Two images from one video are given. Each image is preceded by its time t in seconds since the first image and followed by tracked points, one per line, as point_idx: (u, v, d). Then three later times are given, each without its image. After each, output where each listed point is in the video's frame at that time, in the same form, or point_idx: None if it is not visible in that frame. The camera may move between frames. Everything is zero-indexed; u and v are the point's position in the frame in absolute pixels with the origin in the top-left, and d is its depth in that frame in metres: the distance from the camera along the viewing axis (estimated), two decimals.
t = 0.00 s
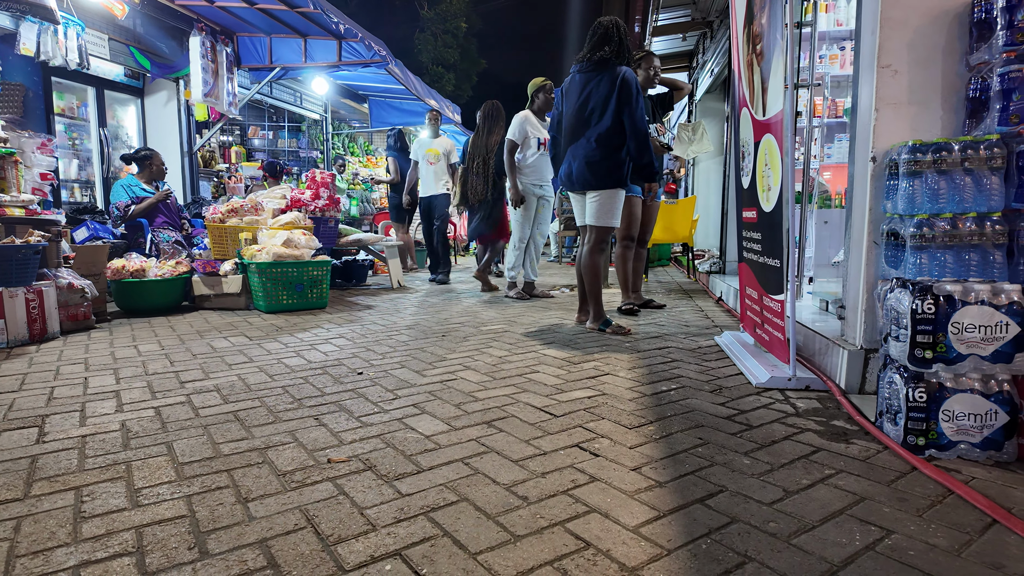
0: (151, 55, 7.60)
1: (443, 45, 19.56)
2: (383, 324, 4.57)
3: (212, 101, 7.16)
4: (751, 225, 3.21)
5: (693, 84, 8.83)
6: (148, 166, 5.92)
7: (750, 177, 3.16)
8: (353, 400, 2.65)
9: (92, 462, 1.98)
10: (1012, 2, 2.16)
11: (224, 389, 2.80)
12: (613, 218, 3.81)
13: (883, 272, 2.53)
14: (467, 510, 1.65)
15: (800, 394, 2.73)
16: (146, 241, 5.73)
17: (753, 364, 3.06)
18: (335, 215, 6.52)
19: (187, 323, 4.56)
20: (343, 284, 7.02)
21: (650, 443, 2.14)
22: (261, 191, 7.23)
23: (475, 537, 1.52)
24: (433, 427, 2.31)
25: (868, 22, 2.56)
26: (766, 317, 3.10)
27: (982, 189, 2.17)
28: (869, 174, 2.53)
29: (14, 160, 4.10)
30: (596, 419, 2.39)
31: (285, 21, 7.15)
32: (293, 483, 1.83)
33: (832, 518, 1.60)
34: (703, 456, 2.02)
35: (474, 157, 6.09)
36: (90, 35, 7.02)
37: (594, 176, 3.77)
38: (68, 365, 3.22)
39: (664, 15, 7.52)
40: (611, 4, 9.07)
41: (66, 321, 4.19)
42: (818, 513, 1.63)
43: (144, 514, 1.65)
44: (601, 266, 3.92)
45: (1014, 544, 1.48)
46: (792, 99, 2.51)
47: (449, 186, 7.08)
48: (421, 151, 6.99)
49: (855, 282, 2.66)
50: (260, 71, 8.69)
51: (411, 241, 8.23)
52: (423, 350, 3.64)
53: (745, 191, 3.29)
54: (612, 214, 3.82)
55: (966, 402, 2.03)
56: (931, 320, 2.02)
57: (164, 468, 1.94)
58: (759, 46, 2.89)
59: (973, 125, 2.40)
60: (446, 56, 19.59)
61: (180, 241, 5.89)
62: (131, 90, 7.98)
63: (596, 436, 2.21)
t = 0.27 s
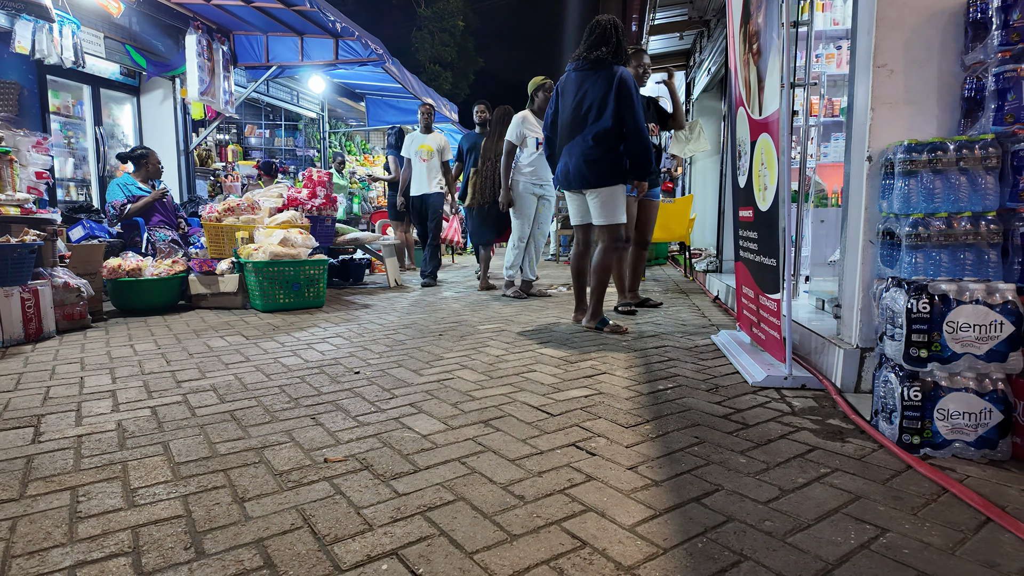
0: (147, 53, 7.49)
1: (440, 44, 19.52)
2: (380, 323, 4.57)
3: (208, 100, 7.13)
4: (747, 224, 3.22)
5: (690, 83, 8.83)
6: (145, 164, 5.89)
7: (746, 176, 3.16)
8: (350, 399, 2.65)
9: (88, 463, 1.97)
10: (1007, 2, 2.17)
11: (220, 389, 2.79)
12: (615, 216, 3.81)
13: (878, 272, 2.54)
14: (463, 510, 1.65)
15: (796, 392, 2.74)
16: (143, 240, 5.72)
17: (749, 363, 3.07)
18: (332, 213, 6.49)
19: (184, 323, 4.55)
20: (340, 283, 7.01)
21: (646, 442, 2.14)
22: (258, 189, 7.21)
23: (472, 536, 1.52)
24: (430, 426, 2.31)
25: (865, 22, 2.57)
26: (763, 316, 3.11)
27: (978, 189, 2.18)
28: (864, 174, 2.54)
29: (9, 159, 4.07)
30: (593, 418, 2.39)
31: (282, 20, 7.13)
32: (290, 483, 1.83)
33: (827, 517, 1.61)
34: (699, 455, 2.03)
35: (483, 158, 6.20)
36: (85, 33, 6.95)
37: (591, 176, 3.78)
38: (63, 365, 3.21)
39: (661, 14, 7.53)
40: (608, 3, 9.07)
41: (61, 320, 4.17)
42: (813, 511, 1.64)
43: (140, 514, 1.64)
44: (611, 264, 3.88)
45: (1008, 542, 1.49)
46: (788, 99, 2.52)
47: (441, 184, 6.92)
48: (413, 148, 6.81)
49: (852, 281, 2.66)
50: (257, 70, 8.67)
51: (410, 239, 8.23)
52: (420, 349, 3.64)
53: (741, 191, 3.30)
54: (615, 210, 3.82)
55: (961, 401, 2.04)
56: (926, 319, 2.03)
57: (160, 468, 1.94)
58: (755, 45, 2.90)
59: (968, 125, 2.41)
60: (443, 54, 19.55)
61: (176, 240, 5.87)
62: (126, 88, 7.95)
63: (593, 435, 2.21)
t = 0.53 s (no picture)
0: (141, 52, 7.54)
1: (437, 43, 19.50)
2: (377, 322, 4.56)
3: (204, 99, 7.10)
4: (744, 223, 3.23)
5: (687, 83, 8.85)
6: (140, 163, 5.87)
7: (743, 176, 3.17)
8: (347, 399, 2.65)
9: (83, 463, 1.97)
10: (1003, 3, 2.18)
11: (217, 389, 2.79)
12: (610, 217, 3.84)
13: (874, 271, 2.55)
14: (461, 510, 1.66)
15: (792, 392, 2.75)
16: (139, 239, 5.70)
17: (746, 362, 3.08)
18: (329, 213, 6.47)
19: (180, 322, 4.53)
20: (337, 282, 7.01)
21: (643, 442, 2.15)
22: (254, 189, 7.19)
23: (469, 536, 1.53)
24: (427, 426, 2.31)
25: (861, 22, 2.58)
26: (759, 315, 3.12)
27: (973, 189, 2.20)
28: (861, 174, 2.55)
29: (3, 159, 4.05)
30: (590, 418, 2.39)
31: (278, 19, 7.11)
32: (286, 483, 1.83)
33: (823, 516, 1.62)
34: (695, 454, 2.03)
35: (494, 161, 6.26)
36: (80, 32, 6.83)
37: (590, 173, 3.78)
38: (59, 365, 3.20)
39: (658, 14, 7.53)
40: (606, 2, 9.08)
41: (57, 320, 4.15)
42: (809, 511, 1.64)
43: (136, 515, 1.64)
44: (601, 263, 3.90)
45: (1003, 541, 1.50)
46: (785, 99, 2.53)
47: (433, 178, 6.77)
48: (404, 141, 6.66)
49: (848, 281, 2.67)
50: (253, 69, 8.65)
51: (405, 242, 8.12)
52: (418, 349, 3.64)
53: (738, 191, 3.30)
54: (610, 212, 3.84)
55: (956, 400, 2.04)
56: (922, 319, 2.04)
57: (157, 469, 1.94)
58: (752, 45, 2.90)
59: (963, 125, 2.42)
60: (439, 53, 19.53)
61: (172, 240, 5.86)
62: (122, 87, 7.92)
63: (590, 435, 2.21)
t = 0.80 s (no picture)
0: (138, 51, 7.65)
1: (433, 42, 19.49)
2: (374, 322, 4.56)
3: (200, 98, 7.09)
4: (740, 222, 3.24)
5: (684, 83, 8.86)
6: (136, 162, 5.86)
7: (740, 175, 3.17)
8: (344, 399, 2.64)
9: (78, 463, 1.96)
10: (998, 2, 2.19)
11: (213, 388, 2.78)
12: (607, 217, 3.84)
13: (870, 270, 2.56)
14: (458, 509, 1.65)
15: (789, 390, 2.76)
16: (135, 238, 5.69)
17: (743, 361, 3.08)
18: (325, 212, 6.48)
19: (175, 322, 4.52)
20: (333, 282, 7.00)
21: (640, 441, 2.15)
22: (250, 188, 7.17)
23: (466, 535, 1.52)
24: (424, 425, 2.31)
25: (857, 22, 2.58)
26: (756, 314, 3.12)
27: (968, 188, 2.21)
28: (857, 173, 2.56)
29: None
30: (587, 417, 2.39)
31: (275, 18, 7.10)
32: (283, 483, 1.83)
33: (820, 514, 1.62)
34: (692, 453, 2.04)
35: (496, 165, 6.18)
36: (74, 30, 6.78)
37: (588, 168, 3.77)
38: (54, 365, 3.19)
39: (655, 13, 7.55)
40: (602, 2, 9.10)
41: (52, 320, 4.13)
42: (806, 509, 1.65)
43: (132, 515, 1.63)
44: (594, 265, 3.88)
45: (998, 539, 1.50)
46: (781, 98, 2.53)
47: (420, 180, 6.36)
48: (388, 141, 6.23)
49: (844, 280, 2.68)
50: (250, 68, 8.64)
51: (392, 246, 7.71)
52: (414, 348, 3.63)
53: (735, 190, 3.31)
54: (606, 213, 3.85)
55: (952, 399, 2.05)
56: (918, 317, 2.04)
57: (152, 468, 1.93)
58: (749, 44, 2.91)
59: (959, 125, 2.43)
60: (436, 53, 19.54)
61: (168, 239, 5.85)
62: (117, 86, 7.89)
63: (587, 434, 2.21)
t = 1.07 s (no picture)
0: (133, 49, 7.55)
1: (430, 42, 19.48)
2: (370, 322, 4.55)
3: (196, 97, 7.06)
4: (736, 223, 3.24)
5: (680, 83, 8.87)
6: (131, 162, 5.84)
7: (735, 175, 3.18)
8: (340, 399, 2.64)
9: (73, 465, 1.95)
10: (993, 3, 2.19)
11: (208, 389, 2.77)
12: (602, 218, 3.85)
13: (865, 270, 2.57)
14: (453, 510, 1.65)
15: (785, 390, 2.76)
16: (130, 238, 5.68)
17: (739, 361, 3.09)
18: (321, 212, 6.48)
19: (171, 322, 4.51)
20: (330, 282, 7.00)
21: (636, 441, 2.15)
22: (247, 187, 7.16)
23: (462, 536, 1.52)
24: (420, 426, 2.31)
25: (852, 23, 2.59)
26: (752, 314, 3.13)
27: (963, 189, 2.22)
28: (852, 173, 2.56)
29: None
30: (583, 417, 2.39)
31: (270, 17, 7.08)
32: (278, 484, 1.82)
33: (815, 515, 1.62)
34: (688, 453, 2.04)
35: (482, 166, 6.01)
36: (69, 29, 6.72)
37: (584, 168, 3.77)
38: (48, 366, 3.17)
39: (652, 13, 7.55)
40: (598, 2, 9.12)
41: (46, 320, 4.12)
42: (801, 509, 1.65)
43: (126, 517, 1.63)
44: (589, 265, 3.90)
45: (992, 538, 1.51)
46: (777, 98, 2.53)
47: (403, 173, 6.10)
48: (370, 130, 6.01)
49: (840, 280, 2.68)
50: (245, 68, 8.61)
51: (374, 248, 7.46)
52: (411, 348, 3.62)
53: (731, 190, 3.31)
54: (601, 213, 3.85)
55: (946, 399, 2.06)
56: (913, 317, 2.05)
57: (147, 470, 1.92)
58: (745, 45, 2.91)
59: (954, 125, 2.43)
60: (433, 52, 19.54)
61: (164, 239, 5.83)
62: (113, 86, 7.86)
63: (583, 434, 2.21)
